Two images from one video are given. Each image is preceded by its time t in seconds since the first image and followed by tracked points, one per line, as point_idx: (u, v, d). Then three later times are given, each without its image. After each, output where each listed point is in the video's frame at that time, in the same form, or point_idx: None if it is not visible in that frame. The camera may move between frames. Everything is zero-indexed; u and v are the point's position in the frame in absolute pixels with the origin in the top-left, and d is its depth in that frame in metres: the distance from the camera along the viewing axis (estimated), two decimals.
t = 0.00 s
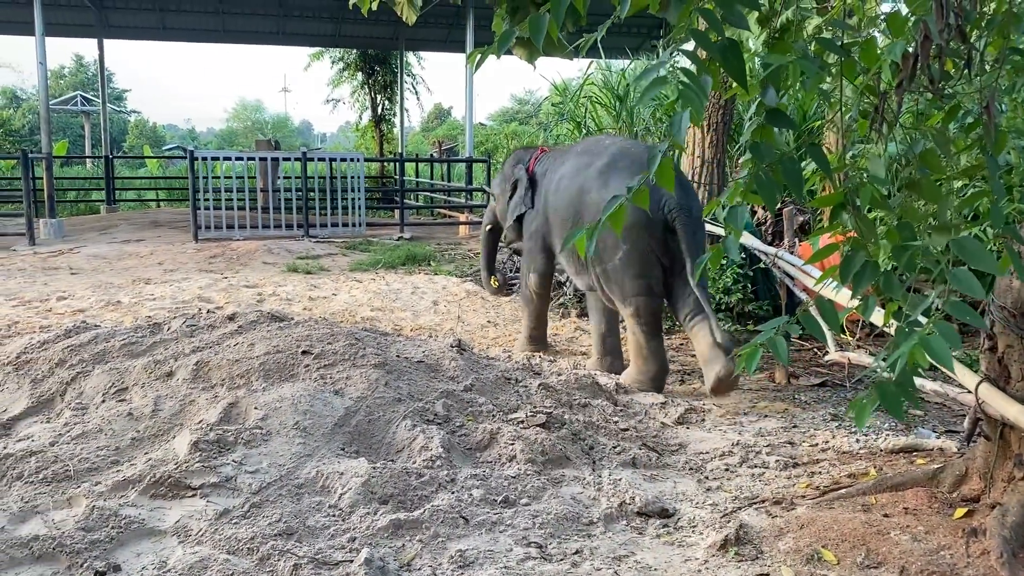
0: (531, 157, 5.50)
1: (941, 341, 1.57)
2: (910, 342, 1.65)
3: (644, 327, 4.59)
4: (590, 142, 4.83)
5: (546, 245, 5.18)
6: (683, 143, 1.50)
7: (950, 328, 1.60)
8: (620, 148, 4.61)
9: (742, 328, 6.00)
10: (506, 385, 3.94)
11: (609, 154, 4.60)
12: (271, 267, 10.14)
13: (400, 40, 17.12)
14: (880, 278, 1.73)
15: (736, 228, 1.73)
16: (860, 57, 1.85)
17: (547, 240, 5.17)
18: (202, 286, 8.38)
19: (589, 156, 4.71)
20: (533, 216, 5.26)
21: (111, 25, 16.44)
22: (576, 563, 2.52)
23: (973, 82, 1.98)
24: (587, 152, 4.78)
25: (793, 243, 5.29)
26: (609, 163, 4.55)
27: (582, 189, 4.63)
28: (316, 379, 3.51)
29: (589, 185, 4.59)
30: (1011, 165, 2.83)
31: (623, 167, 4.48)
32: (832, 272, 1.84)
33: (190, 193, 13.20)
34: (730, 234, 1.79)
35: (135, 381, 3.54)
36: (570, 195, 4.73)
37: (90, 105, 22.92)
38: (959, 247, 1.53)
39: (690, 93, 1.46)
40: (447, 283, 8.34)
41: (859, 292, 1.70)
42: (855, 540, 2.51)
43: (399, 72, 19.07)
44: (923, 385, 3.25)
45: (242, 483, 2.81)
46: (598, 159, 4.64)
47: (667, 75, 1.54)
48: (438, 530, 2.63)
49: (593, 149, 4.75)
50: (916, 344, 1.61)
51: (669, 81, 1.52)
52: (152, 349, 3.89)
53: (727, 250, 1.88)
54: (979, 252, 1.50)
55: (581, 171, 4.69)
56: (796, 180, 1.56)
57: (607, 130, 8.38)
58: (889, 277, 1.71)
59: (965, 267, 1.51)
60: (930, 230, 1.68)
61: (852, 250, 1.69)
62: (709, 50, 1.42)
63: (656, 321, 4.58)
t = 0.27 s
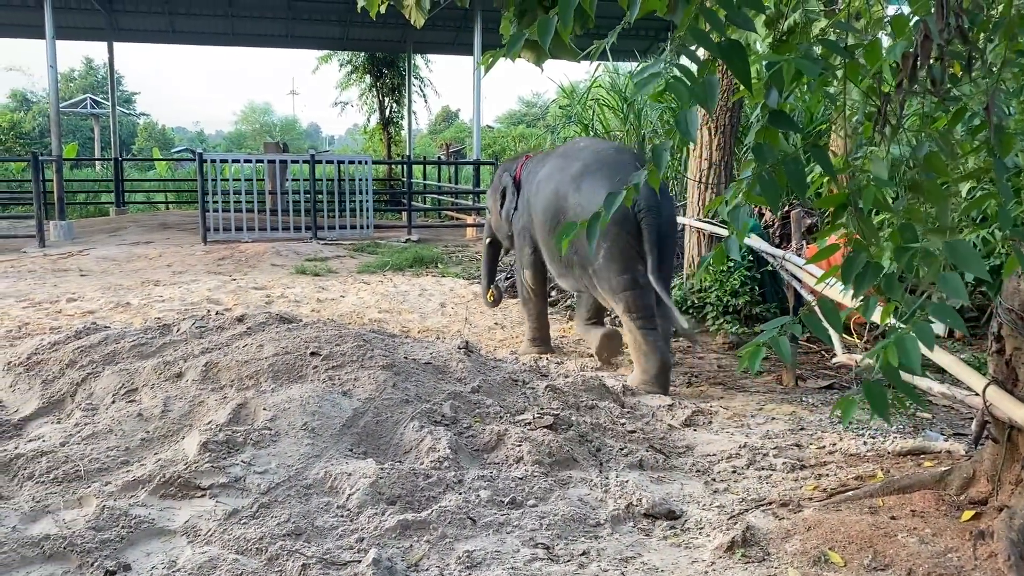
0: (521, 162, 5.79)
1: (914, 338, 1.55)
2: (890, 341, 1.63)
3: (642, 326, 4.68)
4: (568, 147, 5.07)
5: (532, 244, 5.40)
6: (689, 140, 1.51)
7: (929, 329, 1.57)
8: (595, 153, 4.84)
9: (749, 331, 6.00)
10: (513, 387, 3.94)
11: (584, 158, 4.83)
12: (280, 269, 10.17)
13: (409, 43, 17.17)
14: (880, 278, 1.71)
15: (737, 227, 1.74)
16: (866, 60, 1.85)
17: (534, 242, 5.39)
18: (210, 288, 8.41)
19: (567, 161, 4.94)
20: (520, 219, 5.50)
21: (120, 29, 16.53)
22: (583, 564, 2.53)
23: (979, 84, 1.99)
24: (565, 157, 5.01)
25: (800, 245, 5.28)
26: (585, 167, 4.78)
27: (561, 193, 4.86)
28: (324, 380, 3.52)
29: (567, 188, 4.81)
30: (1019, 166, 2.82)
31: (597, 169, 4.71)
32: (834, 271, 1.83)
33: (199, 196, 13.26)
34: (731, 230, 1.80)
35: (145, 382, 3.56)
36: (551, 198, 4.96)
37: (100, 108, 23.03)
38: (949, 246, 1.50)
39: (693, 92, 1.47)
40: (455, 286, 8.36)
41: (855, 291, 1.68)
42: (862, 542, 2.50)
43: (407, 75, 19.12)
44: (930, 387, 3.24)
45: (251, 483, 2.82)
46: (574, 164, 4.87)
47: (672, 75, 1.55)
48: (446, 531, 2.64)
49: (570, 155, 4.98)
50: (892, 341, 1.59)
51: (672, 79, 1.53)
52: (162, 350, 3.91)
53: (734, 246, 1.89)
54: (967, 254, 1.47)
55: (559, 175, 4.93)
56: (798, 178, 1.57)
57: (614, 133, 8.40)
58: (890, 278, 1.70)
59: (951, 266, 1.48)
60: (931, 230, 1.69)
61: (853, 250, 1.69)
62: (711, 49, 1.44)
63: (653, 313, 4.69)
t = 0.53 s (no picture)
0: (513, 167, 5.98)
1: (914, 336, 1.55)
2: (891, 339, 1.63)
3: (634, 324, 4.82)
4: (558, 154, 5.24)
5: (526, 242, 5.61)
6: (694, 137, 1.51)
7: (930, 327, 1.57)
8: (585, 161, 5.02)
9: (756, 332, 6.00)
10: (520, 388, 3.95)
11: (575, 167, 5.01)
12: (288, 271, 10.20)
13: (416, 45, 17.21)
14: (882, 277, 1.71)
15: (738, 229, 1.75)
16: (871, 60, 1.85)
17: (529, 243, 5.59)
18: (219, 289, 8.45)
19: (558, 168, 5.12)
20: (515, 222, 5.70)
21: (130, 32, 16.63)
22: (590, 563, 2.54)
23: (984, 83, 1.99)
24: (555, 164, 5.19)
25: (807, 247, 5.28)
26: (576, 177, 4.97)
27: (552, 201, 5.05)
28: (332, 380, 3.53)
29: (559, 196, 5.00)
30: None
31: (588, 179, 4.90)
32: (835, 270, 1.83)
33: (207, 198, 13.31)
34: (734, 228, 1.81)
35: (154, 382, 3.58)
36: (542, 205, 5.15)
37: (109, 110, 23.16)
38: (951, 246, 1.50)
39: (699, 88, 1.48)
40: (462, 287, 8.38)
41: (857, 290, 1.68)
42: (869, 543, 2.50)
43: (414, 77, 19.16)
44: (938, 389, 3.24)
45: (259, 482, 2.84)
46: (565, 173, 5.06)
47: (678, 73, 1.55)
48: (453, 530, 2.65)
49: (560, 163, 5.15)
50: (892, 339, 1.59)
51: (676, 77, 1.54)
52: (171, 350, 3.93)
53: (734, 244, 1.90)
54: (968, 254, 1.47)
55: (550, 184, 5.11)
56: (800, 178, 1.58)
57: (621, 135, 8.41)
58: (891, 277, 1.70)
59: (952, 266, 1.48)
60: (933, 229, 1.69)
61: (856, 248, 1.69)
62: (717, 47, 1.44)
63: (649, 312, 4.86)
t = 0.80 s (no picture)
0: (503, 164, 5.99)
1: (936, 339, 1.55)
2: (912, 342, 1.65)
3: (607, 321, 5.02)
4: (552, 155, 5.25)
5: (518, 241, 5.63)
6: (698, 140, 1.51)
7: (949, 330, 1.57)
8: (582, 163, 5.06)
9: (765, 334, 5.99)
10: (527, 389, 3.93)
11: (571, 168, 5.04)
12: (296, 272, 10.22)
13: (424, 47, 17.23)
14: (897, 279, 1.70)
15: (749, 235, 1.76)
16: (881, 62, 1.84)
17: (520, 239, 5.61)
18: (227, 290, 8.47)
19: (554, 169, 5.14)
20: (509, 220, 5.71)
21: (139, 34, 16.72)
22: (597, 566, 2.53)
23: (995, 84, 1.98)
24: (551, 165, 5.20)
25: (816, 249, 5.27)
26: (574, 178, 5.00)
27: (549, 201, 5.06)
28: (340, 381, 3.53)
29: (556, 196, 5.03)
30: None
31: (586, 180, 4.94)
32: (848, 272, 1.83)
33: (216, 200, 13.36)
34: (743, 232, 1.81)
35: (163, 383, 3.58)
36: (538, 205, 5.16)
37: (118, 112, 23.26)
38: (967, 248, 1.50)
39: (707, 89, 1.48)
40: (470, 289, 8.38)
41: (872, 292, 1.69)
42: (878, 546, 2.49)
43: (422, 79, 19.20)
44: (948, 392, 3.22)
45: (267, 483, 2.84)
46: (562, 173, 5.08)
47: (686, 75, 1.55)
48: (460, 532, 2.65)
49: (556, 164, 5.17)
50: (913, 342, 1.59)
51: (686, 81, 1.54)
52: (179, 351, 3.94)
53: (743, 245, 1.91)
54: (985, 255, 1.47)
55: (546, 184, 5.13)
56: (811, 179, 1.58)
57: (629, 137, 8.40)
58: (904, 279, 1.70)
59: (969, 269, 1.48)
60: (946, 231, 1.69)
61: (867, 251, 1.70)
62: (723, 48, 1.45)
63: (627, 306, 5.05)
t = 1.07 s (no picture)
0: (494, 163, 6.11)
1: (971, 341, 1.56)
2: (945, 345, 1.69)
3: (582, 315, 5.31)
4: (548, 155, 5.39)
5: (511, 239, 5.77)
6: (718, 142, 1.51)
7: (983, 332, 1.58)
8: (578, 163, 5.21)
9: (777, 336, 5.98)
10: (539, 390, 3.92)
11: (567, 168, 5.20)
12: (306, 273, 10.23)
13: (433, 49, 17.26)
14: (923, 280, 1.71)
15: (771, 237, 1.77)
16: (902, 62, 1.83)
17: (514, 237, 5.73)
18: (237, 291, 8.49)
19: (550, 168, 5.28)
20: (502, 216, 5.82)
21: (150, 36, 16.79)
22: (611, 567, 2.52)
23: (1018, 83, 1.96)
24: (547, 164, 5.34)
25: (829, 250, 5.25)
26: (570, 177, 5.15)
27: (545, 199, 5.20)
28: (352, 382, 3.53)
29: (551, 194, 5.17)
30: None
31: (582, 180, 5.10)
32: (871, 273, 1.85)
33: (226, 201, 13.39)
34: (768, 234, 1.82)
35: (175, 383, 3.59)
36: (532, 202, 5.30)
37: (128, 113, 23.36)
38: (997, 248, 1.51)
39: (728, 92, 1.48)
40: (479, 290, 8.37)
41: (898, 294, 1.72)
42: (895, 549, 2.47)
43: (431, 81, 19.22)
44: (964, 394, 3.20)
45: (280, 483, 2.84)
46: (557, 172, 5.23)
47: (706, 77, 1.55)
48: (473, 533, 2.64)
49: (552, 163, 5.31)
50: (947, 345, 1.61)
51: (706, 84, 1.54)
52: (191, 352, 3.94)
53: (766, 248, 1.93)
54: (1016, 255, 1.48)
55: (542, 182, 5.27)
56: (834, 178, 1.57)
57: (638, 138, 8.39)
58: (929, 281, 1.73)
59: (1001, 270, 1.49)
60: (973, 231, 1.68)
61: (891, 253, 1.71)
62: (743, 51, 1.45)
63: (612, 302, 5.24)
